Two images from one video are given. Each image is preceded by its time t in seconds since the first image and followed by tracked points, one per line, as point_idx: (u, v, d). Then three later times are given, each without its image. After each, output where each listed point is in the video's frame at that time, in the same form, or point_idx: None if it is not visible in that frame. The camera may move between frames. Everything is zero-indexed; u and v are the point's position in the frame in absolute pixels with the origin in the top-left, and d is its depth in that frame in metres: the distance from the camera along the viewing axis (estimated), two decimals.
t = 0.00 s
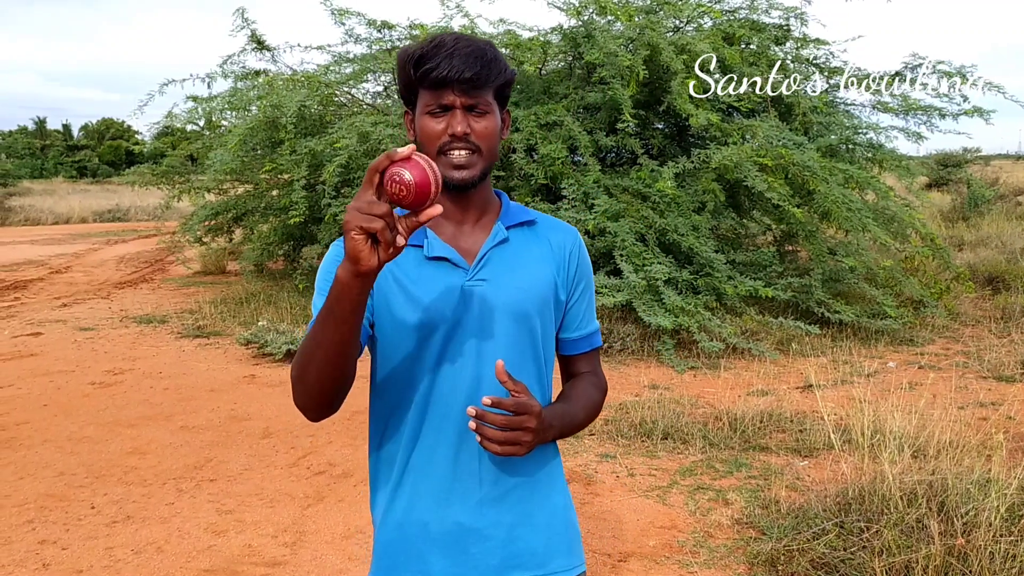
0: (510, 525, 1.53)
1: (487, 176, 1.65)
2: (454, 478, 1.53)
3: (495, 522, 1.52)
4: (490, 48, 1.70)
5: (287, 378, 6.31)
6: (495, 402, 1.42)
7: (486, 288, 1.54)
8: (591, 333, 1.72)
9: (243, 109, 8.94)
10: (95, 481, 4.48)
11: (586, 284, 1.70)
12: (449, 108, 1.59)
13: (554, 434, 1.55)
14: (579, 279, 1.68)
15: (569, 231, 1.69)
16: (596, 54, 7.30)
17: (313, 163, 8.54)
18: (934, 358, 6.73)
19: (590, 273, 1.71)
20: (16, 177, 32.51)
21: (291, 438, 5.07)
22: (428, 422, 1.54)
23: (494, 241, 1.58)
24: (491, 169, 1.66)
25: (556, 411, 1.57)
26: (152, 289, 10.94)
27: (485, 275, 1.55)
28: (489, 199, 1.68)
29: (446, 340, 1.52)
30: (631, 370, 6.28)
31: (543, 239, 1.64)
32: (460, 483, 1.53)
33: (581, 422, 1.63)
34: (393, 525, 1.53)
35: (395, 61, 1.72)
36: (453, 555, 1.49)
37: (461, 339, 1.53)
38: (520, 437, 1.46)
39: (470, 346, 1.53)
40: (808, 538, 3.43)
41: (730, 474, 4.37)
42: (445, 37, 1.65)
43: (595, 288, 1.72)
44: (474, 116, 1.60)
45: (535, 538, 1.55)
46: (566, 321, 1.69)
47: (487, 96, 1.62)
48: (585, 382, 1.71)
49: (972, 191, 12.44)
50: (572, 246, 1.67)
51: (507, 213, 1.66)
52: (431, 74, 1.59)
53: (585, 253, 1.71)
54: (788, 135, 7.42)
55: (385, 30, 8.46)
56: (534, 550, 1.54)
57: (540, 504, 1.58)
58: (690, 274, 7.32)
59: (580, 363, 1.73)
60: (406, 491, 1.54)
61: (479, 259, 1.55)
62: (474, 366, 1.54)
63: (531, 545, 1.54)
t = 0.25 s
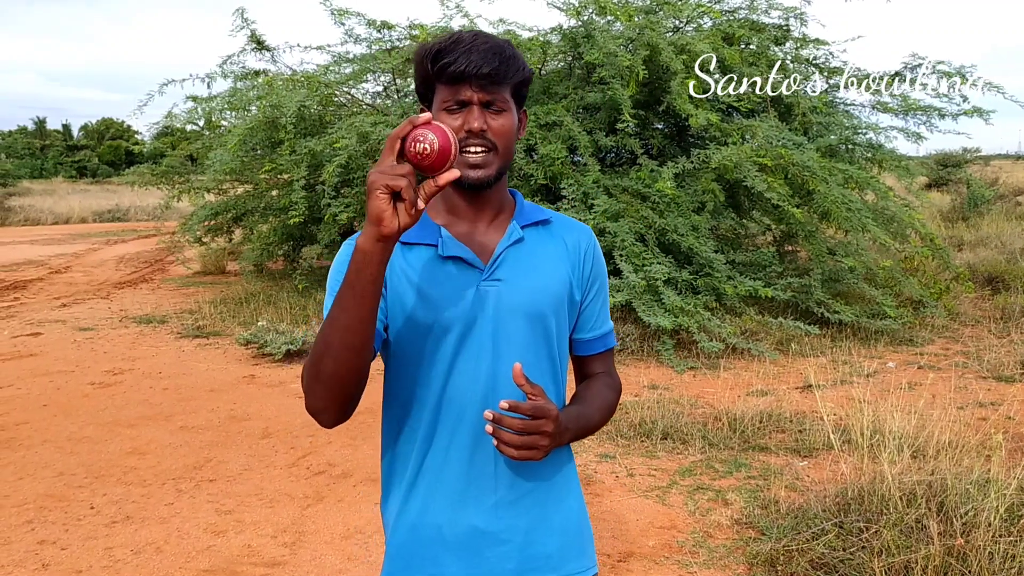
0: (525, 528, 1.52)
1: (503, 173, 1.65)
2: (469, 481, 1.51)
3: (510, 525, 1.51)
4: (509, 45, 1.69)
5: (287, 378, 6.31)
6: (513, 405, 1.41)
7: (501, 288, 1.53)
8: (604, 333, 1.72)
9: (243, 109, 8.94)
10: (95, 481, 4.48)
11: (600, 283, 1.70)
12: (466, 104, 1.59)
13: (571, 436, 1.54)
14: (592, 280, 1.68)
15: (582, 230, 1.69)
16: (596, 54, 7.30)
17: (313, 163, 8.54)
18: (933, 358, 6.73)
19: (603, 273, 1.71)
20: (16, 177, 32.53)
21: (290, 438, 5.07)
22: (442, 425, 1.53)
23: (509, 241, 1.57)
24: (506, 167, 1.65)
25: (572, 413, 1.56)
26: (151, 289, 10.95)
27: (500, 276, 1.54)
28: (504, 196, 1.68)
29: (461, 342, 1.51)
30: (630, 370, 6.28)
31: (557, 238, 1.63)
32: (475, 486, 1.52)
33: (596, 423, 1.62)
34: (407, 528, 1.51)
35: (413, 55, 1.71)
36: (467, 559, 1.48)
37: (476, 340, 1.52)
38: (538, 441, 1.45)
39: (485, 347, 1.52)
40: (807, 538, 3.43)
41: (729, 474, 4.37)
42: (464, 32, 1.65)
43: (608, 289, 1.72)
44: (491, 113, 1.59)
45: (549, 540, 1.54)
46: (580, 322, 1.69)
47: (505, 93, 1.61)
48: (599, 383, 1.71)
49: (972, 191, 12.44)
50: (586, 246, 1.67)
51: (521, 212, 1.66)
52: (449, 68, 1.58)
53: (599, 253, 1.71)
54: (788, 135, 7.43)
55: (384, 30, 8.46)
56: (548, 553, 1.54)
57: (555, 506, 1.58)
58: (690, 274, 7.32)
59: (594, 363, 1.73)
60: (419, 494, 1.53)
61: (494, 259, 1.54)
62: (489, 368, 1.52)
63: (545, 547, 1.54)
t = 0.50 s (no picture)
0: (534, 531, 1.52)
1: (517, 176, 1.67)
2: (477, 484, 1.51)
3: (518, 529, 1.50)
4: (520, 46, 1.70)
5: (286, 378, 6.31)
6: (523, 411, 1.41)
7: (510, 291, 1.53)
8: (614, 336, 1.72)
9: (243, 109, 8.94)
10: (94, 481, 4.48)
11: (610, 286, 1.70)
12: (486, 109, 1.59)
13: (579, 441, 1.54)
14: (602, 283, 1.68)
15: (593, 233, 1.69)
16: (595, 54, 7.30)
17: (312, 163, 8.54)
18: (932, 358, 6.73)
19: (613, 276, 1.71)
20: (16, 177, 32.54)
21: (290, 438, 5.07)
22: (451, 429, 1.52)
23: (519, 243, 1.57)
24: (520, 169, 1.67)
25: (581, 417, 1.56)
26: (151, 290, 10.95)
27: (510, 278, 1.53)
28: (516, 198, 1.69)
29: (470, 345, 1.51)
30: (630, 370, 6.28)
31: (567, 241, 1.63)
32: (482, 489, 1.51)
33: (605, 426, 1.62)
34: (415, 531, 1.51)
35: (422, 56, 1.67)
36: (475, 562, 1.47)
37: (486, 343, 1.51)
38: (545, 447, 1.45)
39: (496, 351, 1.51)
40: (806, 537, 3.43)
41: (728, 474, 4.38)
42: (478, 34, 1.63)
43: (618, 291, 1.72)
44: (510, 118, 1.60)
45: (557, 544, 1.53)
46: (589, 325, 1.69)
47: (521, 97, 1.63)
48: (608, 387, 1.71)
49: (971, 191, 12.45)
50: (596, 249, 1.67)
51: (532, 214, 1.66)
52: (470, 73, 1.57)
53: (609, 255, 1.71)
54: (787, 135, 7.43)
55: (384, 30, 8.46)
56: (557, 557, 1.53)
57: (563, 509, 1.57)
58: (689, 274, 7.32)
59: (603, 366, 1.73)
60: (427, 498, 1.52)
61: (504, 261, 1.54)
62: (498, 372, 1.51)
63: (553, 551, 1.53)
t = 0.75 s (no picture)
0: (538, 533, 1.51)
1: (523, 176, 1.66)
2: (481, 487, 1.51)
3: (521, 532, 1.50)
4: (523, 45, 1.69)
5: (286, 378, 6.31)
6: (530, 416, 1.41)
7: (516, 292, 1.53)
8: (618, 338, 1.72)
9: (242, 110, 8.94)
10: (93, 481, 4.48)
11: (614, 289, 1.71)
12: (489, 108, 1.58)
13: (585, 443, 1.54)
14: (607, 285, 1.69)
15: (598, 235, 1.70)
16: (594, 54, 7.30)
17: (311, 163, 8.54)
18: (932, 358, 6.74)
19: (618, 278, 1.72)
20: (15, 177, 32.54)
21: (289, 438, 5.07)
22: (455, 431, 1.52)
23: (525, 245, 1.57)
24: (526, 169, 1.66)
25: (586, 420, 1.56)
26: (150, 290, 10.95)
27: (515, 280, 1.54)
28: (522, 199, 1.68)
29: (476, 346, 1.51)
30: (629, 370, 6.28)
31: (573, 243, 1.64)
32: (486, 491, 1.51)
33: (610, 428, 1.62)
34: (417, 532, 1.51)
35: (426, 58, 1.68)
36: (478, 564, 1.47)
37: (492, 345, 1.51)
38: (553, 449, 1.45)
39: (501, 353, 1.51)
40: (805, 537, 3.43)
41: (728, 474, 4.38)
42: (480, 34, 1.63)
43: (622, 294, 1.73)
44: (514, 116, 1.59)
45: (560, 546, 1.53)
46: (594, 327, 1.69)
47: (525, 95, 1.62)
48: (612, 389, 1.71)
49: (971, 191, 12.45)
50: (600, 252, 1.68)
51: (538, 214, 1.65)
52: (471, 73, 1.57)
53: (613, 258, 1.72)
54: (786, 135, 7.43)
55: (383, 30, 8.46)
56: (560, 559, 1.52)
57: (567, 512, 1.56)
58: (688, 274, 7.32)
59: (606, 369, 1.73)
60: (430, 500, 1.52)
61: (510, 263, 1.54)
62: (503, 374, 1.52)
63: (556, 554, 1.52)
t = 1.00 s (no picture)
0: (538, 536, 1.51)
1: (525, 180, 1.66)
2: (482, 489, 1.51)
3: (522, 534, 1.50)
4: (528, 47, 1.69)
5: (285, 378, 6.31)
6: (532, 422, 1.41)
7: (518, 294, 1.53)
8: (620, 338, 1.72)
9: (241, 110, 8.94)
10: (93, 481, 4.48)
11: (616, 290, 1.71)
12: (491, 111, 1.58)
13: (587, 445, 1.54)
14: (608, 286, 1.69)
15: (599, 236, 1.70)
16: (593, 54, 7.30)
17: (311, 163, 8.54)
18: (931, 358, 6.74)
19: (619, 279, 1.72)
20: (15, 178, 32.55)
21: (289, 438, 5.07)
22: (456, 433, 1.52)
23: (527, 247, 1.57)
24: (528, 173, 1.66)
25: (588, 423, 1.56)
26: (150, 290, 10.95)
27: (517, 282, 1.54)
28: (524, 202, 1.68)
29: (477, 349, 1.51)
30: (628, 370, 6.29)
31: (575, 245, 1.64)
32: (487, 493, 1.51)
33: (611, 430, 1.62)
34: (417, 534, 1.51)
35: (428, 58, 1.68)
36: (478, 566, 1.47)
37: (494, 347, 1.51)
38: (557, 454, 1.45)
39: (503, 357, 1.52)
40: (804, 537, 3.44)
41: (727, 474, 4.38)
42: (484, 36, 1.63)
43: (623, 295, 1.73)
44: (516, 119, 1.59)
45: (561, 548, 1.53)
46: (595, 329, 1.69)
47: (528, 98, 1.61)
48: (613, 391, 1.71)
49: (970, 191, 12.46)
50: (602, 253, 1.68)
51: (540, 217, 1.65)
52: (473, 75, 1.57)
53: (615, 259, 1.72)
54: (785, 135, 7.44)
55: (382, 30, 8.47)
56: (561, 561, 1.53)
57: (567, 513, 1.56)
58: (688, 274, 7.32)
59: (608, 369, 1.73)
60: (431, 502, 1.52)
61: (512, 266, 1.54)
62: (505, 376, 1.52)
63: (557, 556, 1.53)
